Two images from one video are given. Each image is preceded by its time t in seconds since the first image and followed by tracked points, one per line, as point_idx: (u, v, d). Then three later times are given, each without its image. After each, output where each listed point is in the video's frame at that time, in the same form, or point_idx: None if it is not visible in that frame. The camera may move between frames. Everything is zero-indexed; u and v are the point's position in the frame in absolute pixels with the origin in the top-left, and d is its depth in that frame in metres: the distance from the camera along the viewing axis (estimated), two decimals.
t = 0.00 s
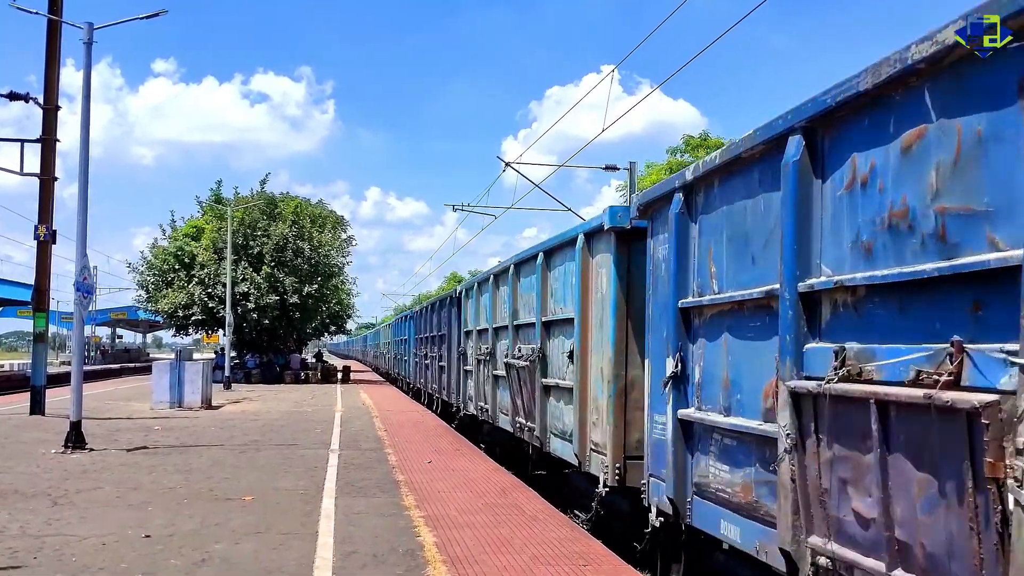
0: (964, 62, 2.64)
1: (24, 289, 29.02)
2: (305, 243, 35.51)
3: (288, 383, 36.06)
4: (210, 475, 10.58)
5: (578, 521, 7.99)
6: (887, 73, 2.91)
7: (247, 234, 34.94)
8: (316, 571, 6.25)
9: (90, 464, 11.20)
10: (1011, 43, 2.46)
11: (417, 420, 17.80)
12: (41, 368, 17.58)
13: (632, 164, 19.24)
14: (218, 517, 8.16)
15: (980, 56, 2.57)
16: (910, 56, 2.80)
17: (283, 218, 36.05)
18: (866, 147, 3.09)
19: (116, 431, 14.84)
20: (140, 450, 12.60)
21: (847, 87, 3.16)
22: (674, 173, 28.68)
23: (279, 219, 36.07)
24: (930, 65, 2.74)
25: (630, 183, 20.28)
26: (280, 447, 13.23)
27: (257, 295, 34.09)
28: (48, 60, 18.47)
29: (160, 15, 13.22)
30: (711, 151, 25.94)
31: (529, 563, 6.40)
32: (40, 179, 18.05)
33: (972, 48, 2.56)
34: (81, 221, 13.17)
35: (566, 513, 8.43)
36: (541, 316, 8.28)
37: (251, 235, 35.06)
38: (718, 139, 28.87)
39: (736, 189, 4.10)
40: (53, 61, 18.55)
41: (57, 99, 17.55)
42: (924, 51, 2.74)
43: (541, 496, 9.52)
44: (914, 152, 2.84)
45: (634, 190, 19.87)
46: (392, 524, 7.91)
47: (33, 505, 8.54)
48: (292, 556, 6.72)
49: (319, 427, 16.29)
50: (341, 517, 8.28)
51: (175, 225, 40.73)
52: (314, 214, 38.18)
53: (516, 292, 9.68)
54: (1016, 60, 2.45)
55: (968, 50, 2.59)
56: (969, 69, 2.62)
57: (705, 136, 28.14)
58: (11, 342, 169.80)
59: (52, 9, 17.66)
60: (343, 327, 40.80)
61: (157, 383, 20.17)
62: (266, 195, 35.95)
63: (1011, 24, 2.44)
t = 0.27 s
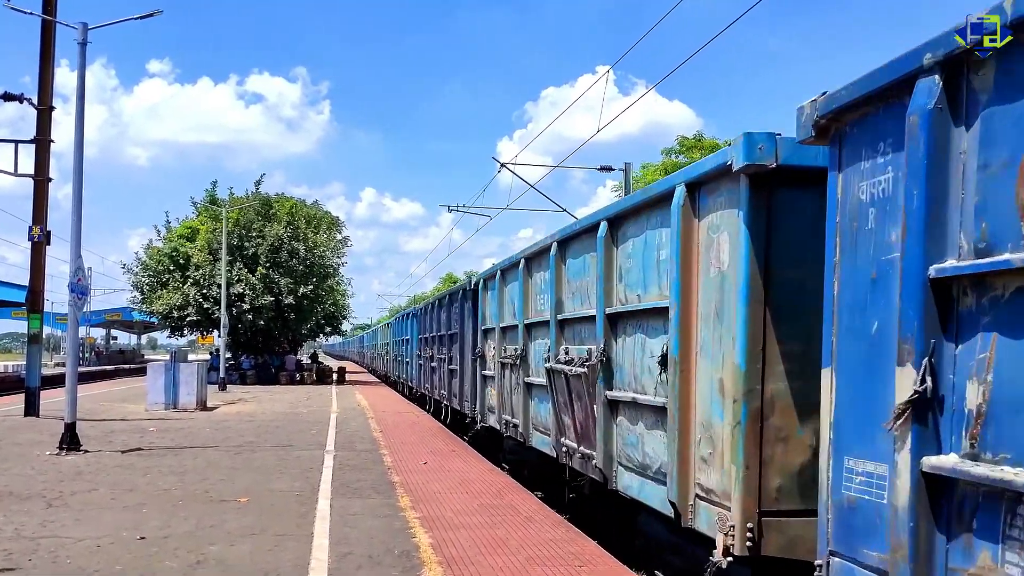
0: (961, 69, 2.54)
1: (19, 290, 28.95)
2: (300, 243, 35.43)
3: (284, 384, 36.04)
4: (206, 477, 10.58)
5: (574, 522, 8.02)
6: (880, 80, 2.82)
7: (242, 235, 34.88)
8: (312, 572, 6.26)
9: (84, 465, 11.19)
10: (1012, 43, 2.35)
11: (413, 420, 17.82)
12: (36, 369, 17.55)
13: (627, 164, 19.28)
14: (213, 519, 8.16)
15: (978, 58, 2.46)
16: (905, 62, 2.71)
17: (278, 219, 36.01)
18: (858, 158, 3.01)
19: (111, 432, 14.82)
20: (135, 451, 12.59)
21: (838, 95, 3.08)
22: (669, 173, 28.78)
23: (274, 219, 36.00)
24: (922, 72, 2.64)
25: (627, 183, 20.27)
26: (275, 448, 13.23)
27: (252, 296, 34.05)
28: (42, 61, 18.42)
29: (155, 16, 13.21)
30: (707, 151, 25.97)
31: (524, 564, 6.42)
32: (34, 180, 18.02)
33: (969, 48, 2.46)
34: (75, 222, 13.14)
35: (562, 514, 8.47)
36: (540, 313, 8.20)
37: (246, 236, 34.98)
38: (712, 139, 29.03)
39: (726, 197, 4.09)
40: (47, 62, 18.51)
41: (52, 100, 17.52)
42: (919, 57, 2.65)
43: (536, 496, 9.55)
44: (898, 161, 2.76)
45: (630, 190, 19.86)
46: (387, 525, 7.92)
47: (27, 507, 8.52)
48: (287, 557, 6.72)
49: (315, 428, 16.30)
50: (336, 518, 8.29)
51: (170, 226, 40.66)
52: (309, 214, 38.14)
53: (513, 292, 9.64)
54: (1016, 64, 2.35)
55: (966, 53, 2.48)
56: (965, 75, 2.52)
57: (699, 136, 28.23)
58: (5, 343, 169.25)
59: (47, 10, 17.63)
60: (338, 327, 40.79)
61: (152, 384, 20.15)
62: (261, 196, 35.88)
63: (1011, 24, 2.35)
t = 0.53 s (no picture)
0: (966, 69, 2.61)
1: (20, 290, 28.96)
2: (302, 244, 35.43)
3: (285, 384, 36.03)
4: (206, 476, 10.58)
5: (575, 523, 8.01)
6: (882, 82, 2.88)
7: (244, 235, 34.90)
8: (312, 573, 6.25)
9: (85, 465, 11.18)
10: (1012, 44, 2.44)
11: (414, 421, 17.79)
12: (37, 369, 17.55)
13: (629, 165, 19.26)
14: (213, 519, 8.16)
15: (979, 58, 2.55)
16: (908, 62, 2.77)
17: (279, 219, 36.02)
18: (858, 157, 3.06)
19: (112, 432, 14.82)
20: (135, 451, 12.59)
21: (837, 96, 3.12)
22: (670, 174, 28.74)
23: (275, 219, 36.02)
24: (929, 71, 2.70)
25: (628, 184, 20.20)
26: (276, 448, 13.21)
27: (253, 296, 34.06)
28: (44, 61, 18.43)
29: (157, 16, 13.22)
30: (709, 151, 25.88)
31: (525, 565, 6.40)
32: (36, 179, 18.01)
33: (972, 51, 2.54)
34: (76, 222, 13.14)
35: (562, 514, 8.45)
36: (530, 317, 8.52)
37: (247, 236, 34.98)
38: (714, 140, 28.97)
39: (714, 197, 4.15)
40: (49, 62, 18.51)
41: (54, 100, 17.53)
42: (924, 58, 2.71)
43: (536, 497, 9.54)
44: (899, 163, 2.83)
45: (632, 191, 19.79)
46: (388, 526, 7.92)
47: (28, 507, 8.52)
48: (287, 558, 6.72)
49: (315, 428, 16.28)
50: (337, 518, 8.29)
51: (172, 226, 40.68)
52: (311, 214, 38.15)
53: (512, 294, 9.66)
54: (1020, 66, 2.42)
55: (967, 55, 2.57)
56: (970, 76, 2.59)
57: (701, 137, 28.17)
58: (6, 342, 169.39)
59: (49, 10, 17.63)
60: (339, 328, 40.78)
61: (153, 384, 20.14)
62: (263, 196, 35.87)
63: (1011, 26, 2.43)
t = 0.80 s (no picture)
0: (965, 65, 2.61)
1: (21, 289, 28.97)
2: (303, 243, 35.43)
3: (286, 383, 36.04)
4: (208, 476, 10.58)
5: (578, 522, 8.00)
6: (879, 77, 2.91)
7: (245, 235, 34.90)
8: (315, 572, 6.25)
9: (87, 464, 11.20)
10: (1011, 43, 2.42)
11: (416, 420, 17.78)
12: (39, 369, 17.56)
13: (630, 163, 19.24)
14: (215, 518, 8.15)
15: (979, 56, 2.53)
16: (903, 58, 2.80)
17: (280, 218, 36.03)
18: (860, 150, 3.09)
19: (114, 431, 14.82)
20: (137, 450, 12.59)
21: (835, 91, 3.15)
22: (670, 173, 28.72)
23: (276, 219, 36.02)
24: (925, 66, 2.72)
25: (630, 183, 20.18)
26: (279, 448, 13.22)
27: (254, 295, 34.07)
28: (46, 60, 18.43)
29: (159, 15, 13.21)
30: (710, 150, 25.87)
31: (528, 564, 6.39)
32: (37, 179, 18.02)
33: (969, 48, 2.53)
34: (78, 221, 13.14)
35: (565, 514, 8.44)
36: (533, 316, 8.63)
37: (249, 235, 34.99)
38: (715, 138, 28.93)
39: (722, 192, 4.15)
40: (50, 61, 18.52)
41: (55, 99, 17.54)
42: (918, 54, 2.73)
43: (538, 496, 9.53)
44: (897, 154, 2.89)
45: (633, 190, 19.77)
46: (390, 525, 7.91)
47: (31, 506, 8.53)
48: (289, 557, 6.71)
49: (317, 427, 16.27)
50: (339, 517, 8.28)
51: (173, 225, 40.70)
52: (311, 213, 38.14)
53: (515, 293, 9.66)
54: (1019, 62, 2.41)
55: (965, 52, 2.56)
56: (968, 72, 2.60)
57: (702, 136, 28.15)
58: (8, 342, 169.53)
59: (51, 9, 17.64)
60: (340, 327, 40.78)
61: (155, 383, 20.15)
62: (264, 196, 35.87)
63: (1012, 24, 2.42)
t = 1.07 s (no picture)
0: (962, 68, 2.58)
1: (23, 289, 28.99)
2: (305, 243, 35.46)
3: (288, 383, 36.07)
4: (209, 475, 10.57)
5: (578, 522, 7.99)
6: (870, 82, 2.89)
7: (247, 235, 34.93)
8: (315, 572, 6.24)
9: (88, 463, 11.20)
10: (1013, 44, 2.40)
11: (416, 420, 17.77)
12: (40, 368, 17.56)
13: (632, 164, 19.23)
14: (216, 518, 8.15)
15: (979, 57, 2.51)
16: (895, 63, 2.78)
17: (282, 218, 36.05)
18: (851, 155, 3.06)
19: (115, 431, 14.82)
20: (138, 450, 12.59)
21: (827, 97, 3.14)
22: (672, 174, 28.71)
23: (278, 219, 36.05)
24: (917, 71, 2.70)
25: (631, 184, 20.18)
26: (280, 448, 13.22)
27: (256, 295, 34.08)
28: (48, 60, 18.45)
29: (160, 15, 13.21)
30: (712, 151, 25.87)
31: (527, 564, 6.39)
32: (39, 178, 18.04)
33: (969, 48, 2.51)
34: (80, 221, 13.15)
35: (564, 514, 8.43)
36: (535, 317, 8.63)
37: (251, 235, 35.01)
38: (717, 139, 28.92)
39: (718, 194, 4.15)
40: (53, 61, 18.54)
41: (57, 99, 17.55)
42: (911, 59, 2.71)
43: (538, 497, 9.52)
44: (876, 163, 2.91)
45: (635, 190, 19.77)
46: (391, 525, 7.90)
47: (32, 505, 8.53)
48: (290, 557, 6.71)
49: (317, 427, 16.27)
50: (340, 517, 8.27)
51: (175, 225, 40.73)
52: (314, 214, 38.17)
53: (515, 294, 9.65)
54: (1016, 64, 2.39)
55: (966, 51, 2.53)
56: (965, 75, 2.57)
57: (704, 136, 28.13)
58: (10, 342, 169.78)
59: (53, 9, 17.64)
60: (342, 327, 40.81)
61: (156, 383, 20.16)
62: (266, 196, 35.89)
63: (1011, 25, 2.38)
